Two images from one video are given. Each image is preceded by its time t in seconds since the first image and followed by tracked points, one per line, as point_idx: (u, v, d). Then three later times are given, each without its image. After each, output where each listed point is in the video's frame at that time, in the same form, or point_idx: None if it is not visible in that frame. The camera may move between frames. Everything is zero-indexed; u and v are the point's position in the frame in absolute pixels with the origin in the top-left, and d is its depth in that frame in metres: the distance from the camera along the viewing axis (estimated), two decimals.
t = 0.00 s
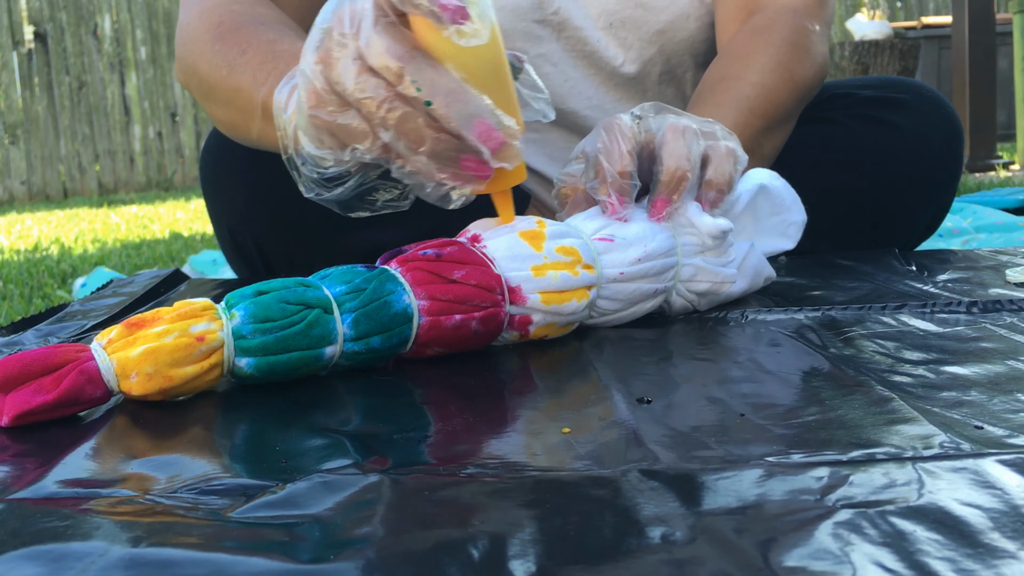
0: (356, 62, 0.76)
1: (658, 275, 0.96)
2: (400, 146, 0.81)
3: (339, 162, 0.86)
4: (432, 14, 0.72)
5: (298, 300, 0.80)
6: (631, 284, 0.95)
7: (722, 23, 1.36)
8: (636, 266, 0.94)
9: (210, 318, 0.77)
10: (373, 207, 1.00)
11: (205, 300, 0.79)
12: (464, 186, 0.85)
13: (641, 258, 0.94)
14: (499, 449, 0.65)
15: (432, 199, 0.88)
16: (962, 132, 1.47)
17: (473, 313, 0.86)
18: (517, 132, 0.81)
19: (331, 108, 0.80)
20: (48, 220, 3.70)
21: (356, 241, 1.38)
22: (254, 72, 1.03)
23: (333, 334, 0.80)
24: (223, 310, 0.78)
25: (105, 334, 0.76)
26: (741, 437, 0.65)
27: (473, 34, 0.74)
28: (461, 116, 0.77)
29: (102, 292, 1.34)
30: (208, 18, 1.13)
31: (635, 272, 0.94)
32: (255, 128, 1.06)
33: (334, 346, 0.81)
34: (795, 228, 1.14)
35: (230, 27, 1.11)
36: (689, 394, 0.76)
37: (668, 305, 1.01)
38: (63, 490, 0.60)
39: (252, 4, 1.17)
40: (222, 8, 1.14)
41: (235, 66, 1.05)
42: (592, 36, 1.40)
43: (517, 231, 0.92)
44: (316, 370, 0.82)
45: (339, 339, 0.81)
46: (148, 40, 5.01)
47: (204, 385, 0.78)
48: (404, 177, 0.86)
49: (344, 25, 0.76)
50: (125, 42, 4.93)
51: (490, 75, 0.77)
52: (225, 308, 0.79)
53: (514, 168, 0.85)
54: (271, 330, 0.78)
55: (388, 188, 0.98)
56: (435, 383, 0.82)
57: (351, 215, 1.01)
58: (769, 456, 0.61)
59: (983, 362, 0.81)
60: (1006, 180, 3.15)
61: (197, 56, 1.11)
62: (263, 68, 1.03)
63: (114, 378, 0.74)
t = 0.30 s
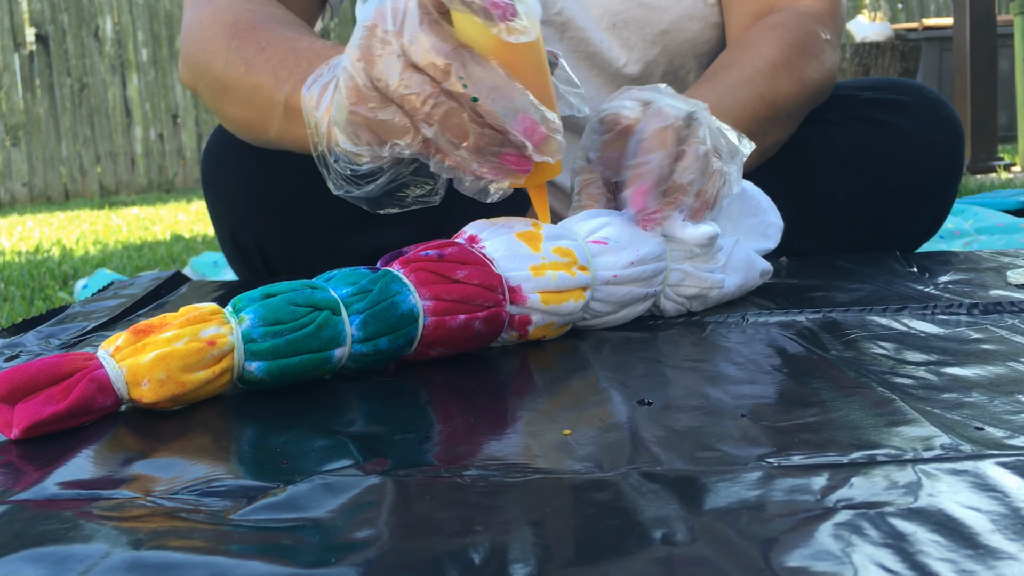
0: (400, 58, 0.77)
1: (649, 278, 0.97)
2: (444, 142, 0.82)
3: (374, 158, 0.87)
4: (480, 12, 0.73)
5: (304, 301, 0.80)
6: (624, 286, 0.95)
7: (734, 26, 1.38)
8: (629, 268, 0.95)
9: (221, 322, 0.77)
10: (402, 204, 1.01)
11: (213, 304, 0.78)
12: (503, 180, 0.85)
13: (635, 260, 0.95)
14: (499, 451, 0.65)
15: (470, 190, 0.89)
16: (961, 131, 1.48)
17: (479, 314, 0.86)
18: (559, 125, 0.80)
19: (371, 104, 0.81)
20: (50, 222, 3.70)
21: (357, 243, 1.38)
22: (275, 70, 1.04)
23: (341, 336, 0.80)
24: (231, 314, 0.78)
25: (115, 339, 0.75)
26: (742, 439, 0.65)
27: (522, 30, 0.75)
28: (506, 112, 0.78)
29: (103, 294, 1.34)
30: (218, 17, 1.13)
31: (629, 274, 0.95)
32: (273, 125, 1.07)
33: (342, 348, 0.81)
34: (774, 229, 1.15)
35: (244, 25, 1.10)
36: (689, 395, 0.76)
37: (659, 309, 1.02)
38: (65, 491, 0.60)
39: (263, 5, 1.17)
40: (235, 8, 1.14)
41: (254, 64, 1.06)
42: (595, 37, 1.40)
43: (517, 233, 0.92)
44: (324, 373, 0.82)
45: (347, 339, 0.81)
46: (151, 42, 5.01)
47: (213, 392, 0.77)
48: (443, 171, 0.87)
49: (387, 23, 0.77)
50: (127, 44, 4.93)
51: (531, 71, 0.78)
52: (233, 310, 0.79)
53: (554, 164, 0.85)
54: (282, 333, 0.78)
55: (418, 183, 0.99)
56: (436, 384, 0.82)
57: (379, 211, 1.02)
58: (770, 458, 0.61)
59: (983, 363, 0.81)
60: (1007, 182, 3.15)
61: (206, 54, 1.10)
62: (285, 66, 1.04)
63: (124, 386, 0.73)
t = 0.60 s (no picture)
0: (422, 73, 0.76)
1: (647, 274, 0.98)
2: (461, 161, 0.82)
3: (394, 163, 0.87)
4: (507, 39, 0.71)
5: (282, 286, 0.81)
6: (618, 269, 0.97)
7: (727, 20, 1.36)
8: (617, 251, 0.97)
9: (199, 310, 0.79)
10: (420, 200, 1.00)
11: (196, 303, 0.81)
12: (519, 199, 0.86)
13: (621, 241, 0.97)
14: (501, 453, 0.65)
15: (487, 206, 0.91)
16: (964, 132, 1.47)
17: (462, 296, 0.87)
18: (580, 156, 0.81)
19: (390, 114, 0.81)
20: (51, 224, 3.71)
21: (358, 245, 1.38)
22: (296, 61, 1.03)
23: (319, 316, 0.81)
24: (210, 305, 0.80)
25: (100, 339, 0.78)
26: (743, 441, 0.65)
27: (546, 60, 0.73)
28: (529, 139, 0.77)
29: (105, 296, 1.34)
30: (235, 8, 1.14)
31: (619, 258, 0.96)
32: (293, 118, 1.07)
33: (323, 329, 0.81)
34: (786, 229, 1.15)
35: (266, 16, 1.11)
36: (691, 396, 0.76)
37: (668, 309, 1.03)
38: (66, 493, 0.60)
39: None
40: None
41: (275, 56, 1.05)
42: (593, 36, 1.40)
43: (497, 231, 0.95)
44: (311, 360, 0.82)
45: (328, 320, 0.82)
46: (152, 44, 4.98)
47: (199, 381, 0.78)
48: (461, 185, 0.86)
49: (409, 32, 0.76)
50: (128, 46, 4.92)
51: (556, 98, 0.77)
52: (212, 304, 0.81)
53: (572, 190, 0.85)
54: (257, 313, 0.79)
55: (437, 183, 0.98)
56: (438, 386, 0.82)
57: (397, 206, 1.02)
58: (772, 460, 0.61)
59: (985, 366, 0.81)
60: (1009, 184, 3.14)
61: (228, 46, 1.11)
62: (306, 57, 1.03)
63: (105, 370, 0.75)
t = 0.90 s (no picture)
0: (383, 60, 0.75)
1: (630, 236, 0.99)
2: (417, 146, 0.81)
3: (353, 156, 0.86)
4: (465, 24, 0.72)
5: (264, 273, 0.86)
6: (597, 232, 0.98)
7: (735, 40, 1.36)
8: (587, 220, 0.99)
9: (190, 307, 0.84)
10: (382, 200, 1.01)
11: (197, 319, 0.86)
12: (476, 189, 0.86)
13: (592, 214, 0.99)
14: (502, 455, 0.65)
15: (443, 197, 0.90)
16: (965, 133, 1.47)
17: (438, 251, 0.89)
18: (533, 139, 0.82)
19: (351, 102, 0.80)
20: (51, 225, 3.70)
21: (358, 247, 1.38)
22: (267, 65, 1.03)
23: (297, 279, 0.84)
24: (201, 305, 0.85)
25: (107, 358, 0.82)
26: (744, 443, 0.65)
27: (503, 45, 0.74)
28: (484, 122, 0.78)
29: (105, 297, 1.34)
30: (216, 15, 1.14)
31: (591, 223, 0.98)
32: (263, 121, 1.07)
33: (306, 290, 0.84)
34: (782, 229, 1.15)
35: (241, 23, 1.10)
36: (692, 398, 0.76)
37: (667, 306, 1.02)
38: (67, 495, 0.60)
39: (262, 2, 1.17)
40: (233, 6, 1.14)
41: (248, 60, 1.05)
42: (596, 37, 1.41)
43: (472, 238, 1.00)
44: (301, 318, 0.83)
45: (309, 284, 0.85)
46: (153, 46, 4.97)
47: (194, 353, 0.79)
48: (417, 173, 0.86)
49: (373, 22, 0.75)
50: (129, 48, 4.92)
51: (513, 81, 0.78)
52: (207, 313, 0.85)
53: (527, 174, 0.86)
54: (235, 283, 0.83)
55: (399, 182, 0.98)
56: (439, 387, 0.82)
57: (357, 208, 1.02)
58: (773, 462, 0.61)
59: (986, 367, 0.81)
60: (1010, 185, 3.14)
61: (207, 51, 1.11)
62: (275, 62, 1.03)
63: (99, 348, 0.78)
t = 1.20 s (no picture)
0: (310, 82, 0.84)
1: (628, 239, 1.00)
2: (351, 163, 0.88)
3: (304, 178, 0.94)
4: (374, 41, 0.79)
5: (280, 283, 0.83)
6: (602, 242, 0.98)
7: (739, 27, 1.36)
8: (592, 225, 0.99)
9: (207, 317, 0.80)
10: (347, 219, 1.06)
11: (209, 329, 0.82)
12: (415, 202, 0.92)
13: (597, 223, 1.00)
14: (503, 455, 0.65)
15: (386, 215, 0.96)
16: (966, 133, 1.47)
17: (453, 255, 0.88)
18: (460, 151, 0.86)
19: (289, 127, 0.89)
20: (53, 226, 3.71)
21: (359, 248, 1.38)
22: (244, 87, 1.04)
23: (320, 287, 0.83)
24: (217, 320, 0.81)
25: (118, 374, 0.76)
26: (746, 443, 0.65)
27: (411, 58, 0.80)
28: (403, 134, 0.83)
29: (107, 298, 1.34)
30: (205, 33, 1.15)
31: (589, 223, 0.99)
32: (243, 142, 1.06)
33: (330, 298, 0.82)
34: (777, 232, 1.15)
35: (223, 42, 1.11)
36: (693, 398, 0.76)
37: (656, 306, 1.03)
38: (69, 495, 0.60)
39: (252, 19, 1.18)
40: (221, 24, 1.15)
41: (226, 80, 1.06)
42: (600, 38, 1.40)
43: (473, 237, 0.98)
44: (330, 328, 0.81)
45: (333, 292, 0.83)
46: (154, 47, 4.98)
47: (226, 369, 0.77)
48: (359, 193, 0.93)
49: (301, 48, 0.84)
50: (131, 49, 4.92)
51: (437, 97, 0.84)
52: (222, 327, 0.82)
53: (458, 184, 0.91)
54: (260, 295, 0.80)
55: (359, 201, 1.04)
56: (440, 388, 0.83)
57: (326, 226, 1.07)
58: (774, 462, 0.61)
59: (987, 368, 0.81)
60: (1011, 186, 3.15)
61: (193, 68, 1.11)
62: (251, 83, 1.04)
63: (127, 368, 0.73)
